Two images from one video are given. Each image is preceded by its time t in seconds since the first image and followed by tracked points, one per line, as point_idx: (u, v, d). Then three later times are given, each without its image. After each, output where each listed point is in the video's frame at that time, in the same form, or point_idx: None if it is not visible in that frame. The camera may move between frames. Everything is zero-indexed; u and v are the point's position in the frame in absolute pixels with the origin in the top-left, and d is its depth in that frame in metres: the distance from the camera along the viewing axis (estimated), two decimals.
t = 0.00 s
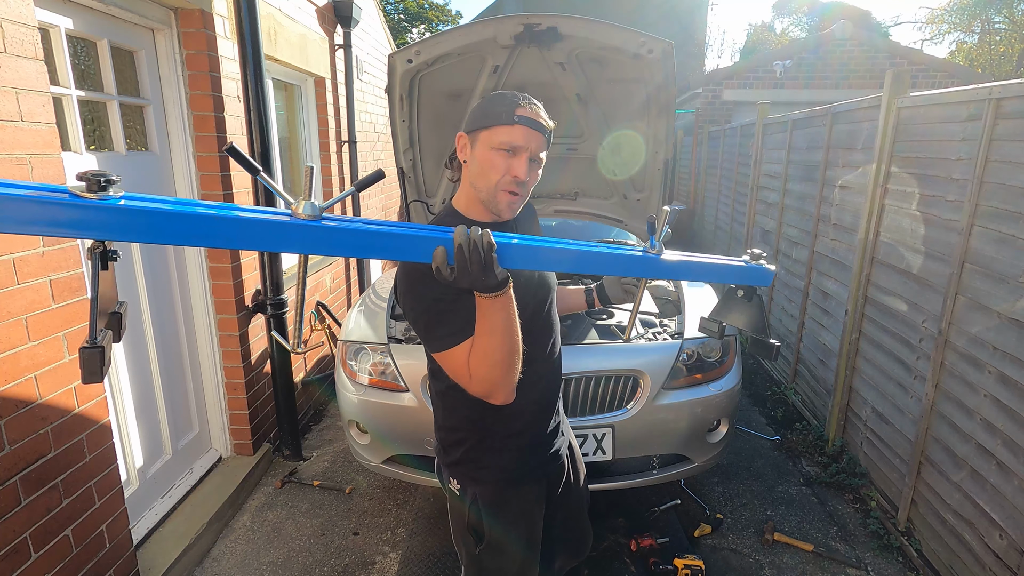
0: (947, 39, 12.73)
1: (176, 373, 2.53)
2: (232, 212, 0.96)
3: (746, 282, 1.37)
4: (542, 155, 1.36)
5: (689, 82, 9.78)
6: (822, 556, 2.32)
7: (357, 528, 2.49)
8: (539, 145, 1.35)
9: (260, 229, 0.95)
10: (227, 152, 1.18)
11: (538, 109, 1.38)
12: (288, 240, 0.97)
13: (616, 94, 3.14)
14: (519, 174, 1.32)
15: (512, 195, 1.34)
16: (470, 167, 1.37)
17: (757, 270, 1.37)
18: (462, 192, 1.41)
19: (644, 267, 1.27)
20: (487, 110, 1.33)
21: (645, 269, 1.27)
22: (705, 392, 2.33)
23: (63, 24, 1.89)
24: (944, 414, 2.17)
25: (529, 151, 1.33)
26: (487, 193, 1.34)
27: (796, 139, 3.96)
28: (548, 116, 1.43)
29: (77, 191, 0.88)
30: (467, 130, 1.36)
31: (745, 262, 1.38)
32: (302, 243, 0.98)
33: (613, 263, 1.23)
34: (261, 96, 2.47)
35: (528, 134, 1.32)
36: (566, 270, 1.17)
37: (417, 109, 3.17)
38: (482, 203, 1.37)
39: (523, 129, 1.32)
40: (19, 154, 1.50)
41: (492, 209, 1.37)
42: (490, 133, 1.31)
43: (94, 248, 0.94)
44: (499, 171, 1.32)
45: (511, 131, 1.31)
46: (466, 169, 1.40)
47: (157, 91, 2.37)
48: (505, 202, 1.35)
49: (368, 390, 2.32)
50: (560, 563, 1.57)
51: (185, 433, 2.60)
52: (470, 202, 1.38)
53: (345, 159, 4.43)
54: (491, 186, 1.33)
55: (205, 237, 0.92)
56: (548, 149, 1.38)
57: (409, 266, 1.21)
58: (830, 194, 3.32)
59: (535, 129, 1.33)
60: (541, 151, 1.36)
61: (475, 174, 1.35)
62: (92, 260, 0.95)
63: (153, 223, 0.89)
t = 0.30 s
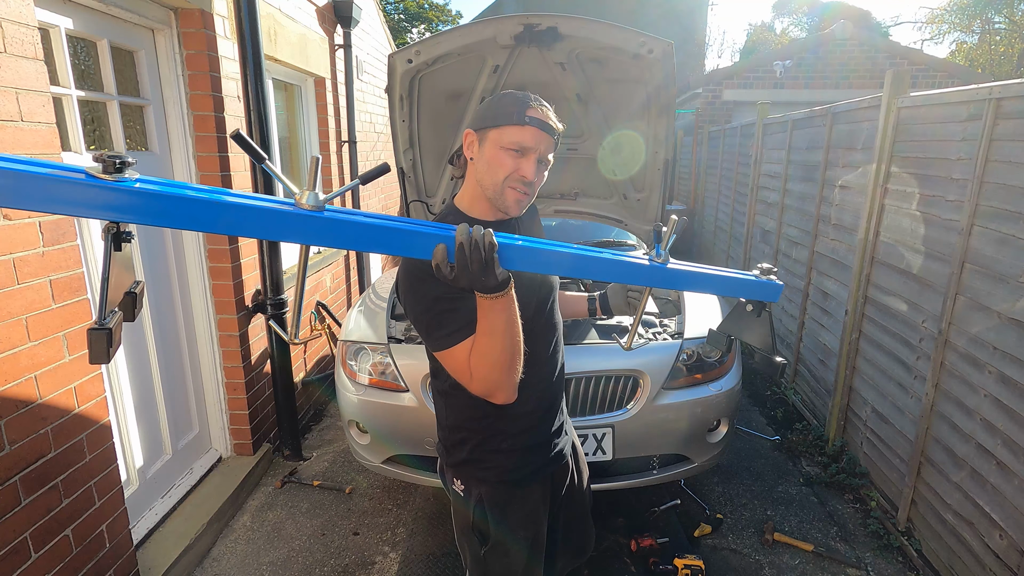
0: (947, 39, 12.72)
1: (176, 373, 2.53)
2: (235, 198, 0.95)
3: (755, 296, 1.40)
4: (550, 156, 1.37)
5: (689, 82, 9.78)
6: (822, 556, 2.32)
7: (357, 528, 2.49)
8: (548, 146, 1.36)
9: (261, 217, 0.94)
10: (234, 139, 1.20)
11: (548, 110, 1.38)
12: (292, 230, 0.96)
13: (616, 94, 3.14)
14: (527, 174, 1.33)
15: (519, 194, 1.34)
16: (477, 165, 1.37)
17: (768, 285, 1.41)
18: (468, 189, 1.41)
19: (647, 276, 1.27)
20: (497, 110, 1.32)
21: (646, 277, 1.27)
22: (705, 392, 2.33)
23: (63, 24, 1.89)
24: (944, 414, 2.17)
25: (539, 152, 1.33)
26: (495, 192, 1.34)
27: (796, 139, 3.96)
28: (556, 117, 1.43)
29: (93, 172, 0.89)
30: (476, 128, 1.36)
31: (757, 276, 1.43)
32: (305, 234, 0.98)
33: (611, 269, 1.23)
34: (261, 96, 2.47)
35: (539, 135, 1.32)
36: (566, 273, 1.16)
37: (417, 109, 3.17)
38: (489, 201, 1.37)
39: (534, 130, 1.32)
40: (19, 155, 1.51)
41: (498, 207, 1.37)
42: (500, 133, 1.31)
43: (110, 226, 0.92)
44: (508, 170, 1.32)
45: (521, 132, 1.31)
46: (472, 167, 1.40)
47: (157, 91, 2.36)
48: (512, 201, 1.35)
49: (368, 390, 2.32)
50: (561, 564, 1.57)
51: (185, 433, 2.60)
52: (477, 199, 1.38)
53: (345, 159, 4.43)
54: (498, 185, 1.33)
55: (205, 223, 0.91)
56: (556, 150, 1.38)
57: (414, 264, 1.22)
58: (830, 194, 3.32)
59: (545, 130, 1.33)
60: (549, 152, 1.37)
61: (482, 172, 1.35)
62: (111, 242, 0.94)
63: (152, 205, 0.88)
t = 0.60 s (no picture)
0: (947, 39, 12.72)
1: (176, 373, 2.53)
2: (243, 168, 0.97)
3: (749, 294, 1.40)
4: (550, 155, 1.37)
5: (689, 82, 9.78)
6: (822, 556, 2.32)
7: (357, 528, 2.49)
8: (548, 145, 1.36)
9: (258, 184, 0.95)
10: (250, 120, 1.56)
11: (549, 110, 1.38)
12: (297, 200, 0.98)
13: (616, 94, 3.14)
14: (527, 172, 1.33)
15: (518, 192, 1.34)
16: (477, 163, 1.37)
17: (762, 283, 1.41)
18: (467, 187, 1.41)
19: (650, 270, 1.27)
20: (498, 108, 1.32)
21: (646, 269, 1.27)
22: (705, 392, 2.33)
23: (63, 24, 1.89)
24: (944, 414, 2.17)
25: (539, 151, 1.33)
26: (494, 190, 1.34)
27: (796, 139, 3.96)
28: (557, 117, 1.43)
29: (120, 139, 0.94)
30: (477, 127, 1.36)
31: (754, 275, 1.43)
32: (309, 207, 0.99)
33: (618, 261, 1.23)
34: (261, 96, 2.47)
35: (539, 134, 1.32)
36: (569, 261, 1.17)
37: (416, 109, 3.17)
38: (488, 200, 1.37)
39: (534, 129, 1.32)
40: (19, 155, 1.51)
41: (498, 205, 1.37)
42: (501, 131, 1.31)
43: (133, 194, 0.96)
44: (508, 168, 1.32)
45: (522, 131, 1.31)
46: (472, 166, 1.40)
47: (157, 91, 2.36)
48: (511, 199, 1.35)
49: (368, 390, 2.32)
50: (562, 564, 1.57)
51: (185, 432, 2.60)
52: (476, 198, 1.38)
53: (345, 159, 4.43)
54: (498, 183, 1.33)
55: (202, 185, 0.92)
56: (556, 149, 1.38)
57: (408, 257, 1.22)
58: (830, 194, 3.32)
59: (545, 129, 1.33)
60: (549, 150, 1.37)
61: (482, 171, 1.35)
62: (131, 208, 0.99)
63: (156, 163, 0.90)
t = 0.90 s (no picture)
0: (948, 39, 12.71)
1: (176, 374, 2.53)
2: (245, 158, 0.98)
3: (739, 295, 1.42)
4: (545, 152, 1.37)
5: (689, 82, 9.78)
6: (822, 556, 2.32)
7: (357, 528, 2.49)
8: (543, 142, 1.36)
9: (260, 175, 0.96)
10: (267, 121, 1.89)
11: (543, 108, 1.39)
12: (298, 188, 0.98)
13: (616, 94, 3.14)
14: (523, 168, 1.33)
15: (515, 188, 1.34)
16: (474, 162, 1.37)
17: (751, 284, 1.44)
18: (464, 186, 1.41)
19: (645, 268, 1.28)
20: (492, 106, 1.33)
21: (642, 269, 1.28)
22: (705, 392, 2.33)
23: (63, 24, 1.89)
24: (944, 414, 2.17)
25: (534, 147, 1.33)
26: (491, 187, 1.33)
27: (796, 139, 3.96)
28: (551, 115, 1.44)
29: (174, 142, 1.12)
30: (472, 126, 1.37)
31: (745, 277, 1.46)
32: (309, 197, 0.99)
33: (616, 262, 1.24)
34: (261, 96, 2.47)
35: (534, 130, 1.33)
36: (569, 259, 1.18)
37: (417, 108, 3.17)
38: (485, 197, 1.36)
39: (529, 126, 1.32)
40: (19, 155, 1.51)
41: (495, 203, 1.36)
42: (496, 128, 1.32)
43: (178, 193, 1.36)
44: (504, 164, 1.32)
45: (517, 127, 1.31)
46: (469, 165, 1.40)
47: (157, 91, 2.36)
48: (508, 195, 1.34)
49: (368, 390, 2.32)
50: (562, 565, 1.56)
51: (185, 432, 2.60)
52: (472, 196, 1.38)
53: (345, 159, 4.43)
54: (494, 179, 1.33)
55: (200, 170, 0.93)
56: (552, 147, 1.39)
57: (401, 256, 1.22)
58: (830, 194, 3.32)
59: (540, 125, 1.34)
60: (545, 148, 1.37)
61: (479, 169, 1.35)
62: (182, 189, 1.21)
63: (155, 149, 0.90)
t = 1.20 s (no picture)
0: (948, 39, 12.70)
1: (176, 374, 2.53)
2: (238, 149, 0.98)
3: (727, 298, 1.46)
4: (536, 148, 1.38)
5: (689, 82, 9.78)
6: (822, 556, 2.32)
7: (357, 528, 2.49)
8: (533, 139, 1.37)
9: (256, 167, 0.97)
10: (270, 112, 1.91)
11: (530, 105, 1.39)
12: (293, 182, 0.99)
13: (616, 94, 3.14)
14: (515, 167, 1.34)
15: (509, 186, 1.35)
16: (464, 161, 1.36)
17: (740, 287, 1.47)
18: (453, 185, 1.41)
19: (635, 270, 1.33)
20: (480, 104, 1.33)
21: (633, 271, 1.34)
22: (705, 392, 2.33)
23: (63, 24, 1.89)
24: (944, 414, 2.17)
25: (526, 144, 1.34)
26: (483, 185, 1.34)
27: (796, 139, 3.96)
28: (540, 111, 1.44)
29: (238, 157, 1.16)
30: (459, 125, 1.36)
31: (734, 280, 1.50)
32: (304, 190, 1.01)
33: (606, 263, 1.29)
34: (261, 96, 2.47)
35: (524, 127, 1.33)
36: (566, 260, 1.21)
37: (417, 108, 3.17)
38: (477, 196, 1.37)
39: (519, 123, 1.32)
40: (19, 154, 1.51)
41: (488, 201, 1.37)
42: (485, 128, 1.32)
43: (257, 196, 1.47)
44: (496, 163, 1.32)
45: (507, 126, 1.31)
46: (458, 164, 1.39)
47: (157, 91, 2.36)
48: (501, 193, 1.35)
49: (368, 390, 2.32)
50: (562, 565, 1.56)
51: (184, 432, 2.60)
52: (464, 194, 1.38)
53: (345, 159, 4.43)
54: (486, 178, 1.34)
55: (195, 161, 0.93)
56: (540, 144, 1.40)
57: (395, 257, 1.22)
58: (830, 194, 3.32)
59: (530, 123, 1.34)
60: (534, 145, 1.38)
61: (469, 168, 1.35)
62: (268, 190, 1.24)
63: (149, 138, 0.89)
